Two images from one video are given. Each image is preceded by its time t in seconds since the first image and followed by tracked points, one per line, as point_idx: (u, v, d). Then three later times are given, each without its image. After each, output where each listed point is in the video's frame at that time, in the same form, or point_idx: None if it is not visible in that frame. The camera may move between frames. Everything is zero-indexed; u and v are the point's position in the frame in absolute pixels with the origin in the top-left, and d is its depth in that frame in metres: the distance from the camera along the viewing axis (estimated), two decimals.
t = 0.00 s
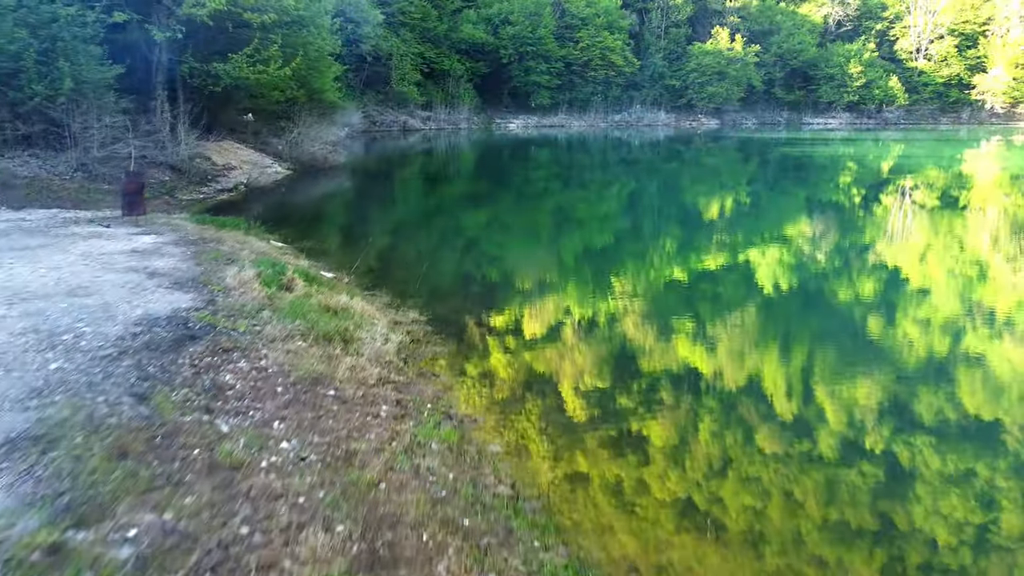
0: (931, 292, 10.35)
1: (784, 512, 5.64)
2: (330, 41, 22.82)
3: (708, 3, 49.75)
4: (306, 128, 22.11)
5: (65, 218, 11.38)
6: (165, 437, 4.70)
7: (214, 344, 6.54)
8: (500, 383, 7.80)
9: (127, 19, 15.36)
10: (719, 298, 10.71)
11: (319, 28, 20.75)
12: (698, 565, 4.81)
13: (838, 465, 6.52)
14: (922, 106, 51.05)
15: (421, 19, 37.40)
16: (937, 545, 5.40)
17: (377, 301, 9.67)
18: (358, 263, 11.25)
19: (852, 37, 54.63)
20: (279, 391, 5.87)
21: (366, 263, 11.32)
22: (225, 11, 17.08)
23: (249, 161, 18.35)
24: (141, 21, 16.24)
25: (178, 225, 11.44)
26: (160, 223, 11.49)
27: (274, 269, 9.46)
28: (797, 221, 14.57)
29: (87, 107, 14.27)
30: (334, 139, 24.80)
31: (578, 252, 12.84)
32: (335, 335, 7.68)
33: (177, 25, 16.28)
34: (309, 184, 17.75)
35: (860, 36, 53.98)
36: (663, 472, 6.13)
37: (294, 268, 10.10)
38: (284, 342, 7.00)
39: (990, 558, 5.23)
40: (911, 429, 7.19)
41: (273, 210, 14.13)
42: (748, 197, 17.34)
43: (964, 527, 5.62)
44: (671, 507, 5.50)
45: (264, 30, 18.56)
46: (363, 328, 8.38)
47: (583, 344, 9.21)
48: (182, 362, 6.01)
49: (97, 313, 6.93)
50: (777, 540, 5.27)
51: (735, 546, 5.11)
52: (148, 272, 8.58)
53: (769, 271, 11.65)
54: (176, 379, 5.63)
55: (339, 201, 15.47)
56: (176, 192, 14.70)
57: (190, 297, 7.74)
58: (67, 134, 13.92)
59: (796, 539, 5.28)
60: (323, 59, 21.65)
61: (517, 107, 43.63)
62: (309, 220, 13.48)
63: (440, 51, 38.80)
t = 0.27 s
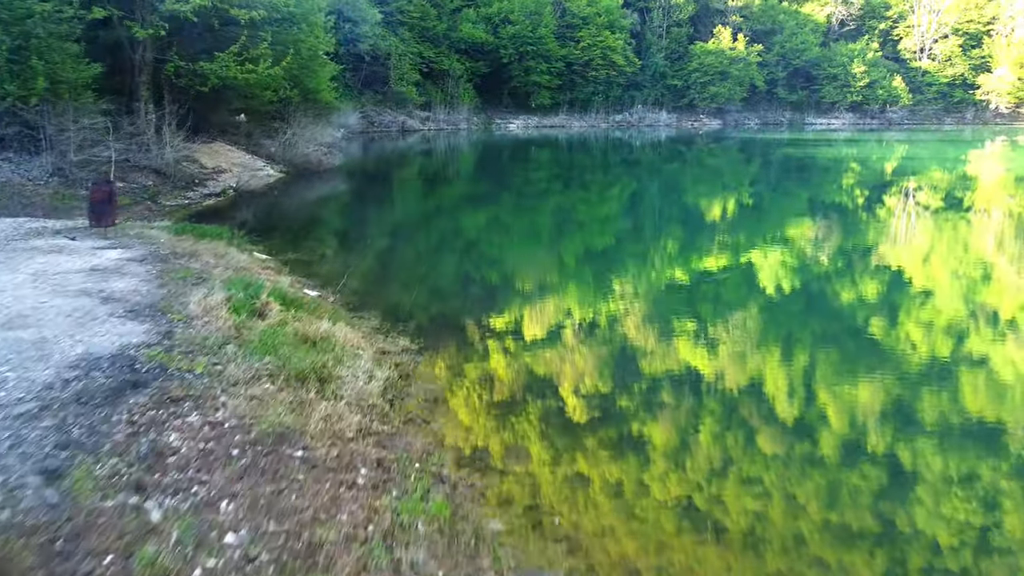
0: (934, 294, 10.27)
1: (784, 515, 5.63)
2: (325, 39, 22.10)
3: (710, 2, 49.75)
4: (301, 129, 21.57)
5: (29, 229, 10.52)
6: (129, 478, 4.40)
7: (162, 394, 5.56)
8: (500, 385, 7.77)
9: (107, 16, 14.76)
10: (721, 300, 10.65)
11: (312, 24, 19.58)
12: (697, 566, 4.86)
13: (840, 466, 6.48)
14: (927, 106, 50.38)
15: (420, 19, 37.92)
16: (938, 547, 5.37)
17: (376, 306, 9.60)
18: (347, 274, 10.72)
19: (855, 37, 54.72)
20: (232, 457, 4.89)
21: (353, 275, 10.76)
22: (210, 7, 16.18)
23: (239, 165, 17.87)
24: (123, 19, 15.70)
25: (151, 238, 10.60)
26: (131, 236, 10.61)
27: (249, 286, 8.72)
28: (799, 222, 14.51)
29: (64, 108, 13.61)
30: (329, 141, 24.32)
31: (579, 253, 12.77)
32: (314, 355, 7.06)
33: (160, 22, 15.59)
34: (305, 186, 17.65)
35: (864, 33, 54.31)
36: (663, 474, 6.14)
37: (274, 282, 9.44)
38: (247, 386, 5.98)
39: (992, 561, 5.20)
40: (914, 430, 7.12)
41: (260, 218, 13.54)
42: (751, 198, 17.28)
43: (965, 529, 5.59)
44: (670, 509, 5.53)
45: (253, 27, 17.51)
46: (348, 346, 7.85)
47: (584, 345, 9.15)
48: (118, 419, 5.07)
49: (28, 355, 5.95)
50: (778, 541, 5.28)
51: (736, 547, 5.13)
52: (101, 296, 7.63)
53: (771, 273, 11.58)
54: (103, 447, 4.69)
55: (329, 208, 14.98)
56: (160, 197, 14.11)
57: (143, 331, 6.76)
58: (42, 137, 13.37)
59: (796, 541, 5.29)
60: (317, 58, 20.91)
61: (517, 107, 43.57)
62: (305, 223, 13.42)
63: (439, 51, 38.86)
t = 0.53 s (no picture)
0: (938, 296, 10.18)
1: (785, 517, 5.61)
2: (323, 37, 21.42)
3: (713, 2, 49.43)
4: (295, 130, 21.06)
5: None
6: (110, 490, 4.14)
7: (80, 467, 4.29)
8: (500, 387, 7.72)
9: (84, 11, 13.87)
10: (722, 302, 10.57)
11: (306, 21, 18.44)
12: (699, 566, 4.86)
13: (842, 467, 6.41)
14: (931, 106, 50.23)
15: (419, 18, 38.17)
16: (940, 549, 5.32)
17: (374, 308, 9.53)
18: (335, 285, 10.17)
19: (859, 36, 54.72)
20: (161, 559, 3.63)
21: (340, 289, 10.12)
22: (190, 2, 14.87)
23: (228, 168, 17.34)
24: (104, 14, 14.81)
25: (118, 250, 9.67)
26: (89, 251, 9.33)
27: (216, 308, 7.72)
28: (801, 224, 14.39)
29: (35, 109, 12.79)
30: (323, 143, 23.84)
31: (579, 255, 12.69)
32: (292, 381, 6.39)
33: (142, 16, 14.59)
34: (303, 186, 17.60)
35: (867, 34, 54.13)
36: (664, 476, 6.14)
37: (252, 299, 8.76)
38: (190, 452, 4.72)
39: (994, 563, 5.14)
40: (916, 431, 7.05)
41: (244, 226, 12.91)
42: (753, 199, 17.17)
43: (967, 530, 5.53)
44: (672, 511, 5.54)
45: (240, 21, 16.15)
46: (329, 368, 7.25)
47: (585, 347, 9.07)
48: (12, 510, 3.78)
49: None
50: (779, 543, 5.27)
51: (736, 548, 5.13)
52: (38, 326, 6.42)
53: (773, 275, 11.48)
54: None
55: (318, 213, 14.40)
56: (140, 203, 13.63)
57: (75, 373, 5.54)
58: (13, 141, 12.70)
59: (797, 543, 5.28)
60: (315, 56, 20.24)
61: (517, 107, 43.47)
62: (301, 224, 13.36)
63: (438, 50, 38.96)
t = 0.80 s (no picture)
0: (942, 298, 10.09)
1: (786, 519, 5.59)
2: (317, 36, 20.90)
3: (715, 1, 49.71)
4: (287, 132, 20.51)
5: None
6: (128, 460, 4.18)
7: None
8: (500, 389, 7.68)
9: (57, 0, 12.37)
10: (724, 303, 10.49)
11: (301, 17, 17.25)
12: (698, 568, 4.88)
13: (843, 470, 6.34)
14: (935, 106, 50.21)
15: (418, 17, 38.29)
16: (941, 551, 5.25)
17: (372, 310, 9.47)
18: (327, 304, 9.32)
19: (863, 36, 54.96)
20: None
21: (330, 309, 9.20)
22: None
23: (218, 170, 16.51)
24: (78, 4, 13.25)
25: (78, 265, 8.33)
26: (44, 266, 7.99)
27: (178, 339, 6.45)
28: (803, 226, 14.28)
29: None
30: (314, 146, 23.31)
31: (580, 257, 12.61)
32: (273, 423, 5.45)
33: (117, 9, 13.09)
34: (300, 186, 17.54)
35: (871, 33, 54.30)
36: (665, 479, 6.15)
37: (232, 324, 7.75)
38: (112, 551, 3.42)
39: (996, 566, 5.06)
40: (918, 434, 6.97)
41: (230, 236, 11.96)
42: (756, 200, 17.10)
43: (969, 532, 5.45)
44: (671, 513, 5.56)
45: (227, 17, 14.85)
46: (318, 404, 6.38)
47: (585, 349, 8.99)
48: None
49: None
50: (779, 544, 5.26)
51: (737, 551, 5.12)
52: None
53: (776, 276, 11.38)
54: None
55: (308, 222, 13.57)
56: (116, 207, 12.20)
57: None
58: None
59: (797, 545, 5.27)
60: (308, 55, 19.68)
61: (517, 107, 43.37)
62: (298, 224, 13.27)
63: (438, 49, 38.97)
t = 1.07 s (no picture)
0: (946, 299, 10.00)
1: (788, 520, 5.52)
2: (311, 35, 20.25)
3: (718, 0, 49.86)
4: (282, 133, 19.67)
5: None
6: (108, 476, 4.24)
7: None
8: (500, 391, 7.64)
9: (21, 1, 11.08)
10: (726, 305, 10.40)
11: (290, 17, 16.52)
12: (699, 570, 4.85)
13: (846, 471, 6.27)
14: (941, 106, 49.82)
15: (417, 16, 38.28)
16: (944, 553, 5.16)
17: (371, 314, 9.40)
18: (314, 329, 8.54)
19: (867, 35, 55.44)
20: None
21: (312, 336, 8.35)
22: None
23: (203, 174, 15.65)
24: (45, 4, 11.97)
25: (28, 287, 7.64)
26: None
27: (112, 389, 5.44)
28: (806, 227, 14.19)
29: None
30: (312, 149, 22.44)
31: (581, 258, 12.53)
32: (223, 495, 4.59)
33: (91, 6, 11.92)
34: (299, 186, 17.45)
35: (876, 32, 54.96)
36: (667, 479, 6.10)
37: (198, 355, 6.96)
38: None
39: (999, 568, 4.97)
40: (921, 437, 6.87)
41: (210, 248, 11.13)
42: (759, 201, 17.02)
43: (973, 534, 5.35)
44: (671, 515, 5.53)
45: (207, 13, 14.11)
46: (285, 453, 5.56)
47: (586, 351, 8.91)
48: None
49: None
50: (781, 545, 5.20)
51: (738, 553, 5.08)
52: None
53: (780, 278, 11.30)
54: None
55: (296, 233, 12.72)
56: (90, 216, 11.52)
57: None
58: None
59: (799, 546, 5.20)
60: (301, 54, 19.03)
61: (517, 107, 43.29)
62: (294, 226, 13.19)
63: (437, 49, 38.91)
